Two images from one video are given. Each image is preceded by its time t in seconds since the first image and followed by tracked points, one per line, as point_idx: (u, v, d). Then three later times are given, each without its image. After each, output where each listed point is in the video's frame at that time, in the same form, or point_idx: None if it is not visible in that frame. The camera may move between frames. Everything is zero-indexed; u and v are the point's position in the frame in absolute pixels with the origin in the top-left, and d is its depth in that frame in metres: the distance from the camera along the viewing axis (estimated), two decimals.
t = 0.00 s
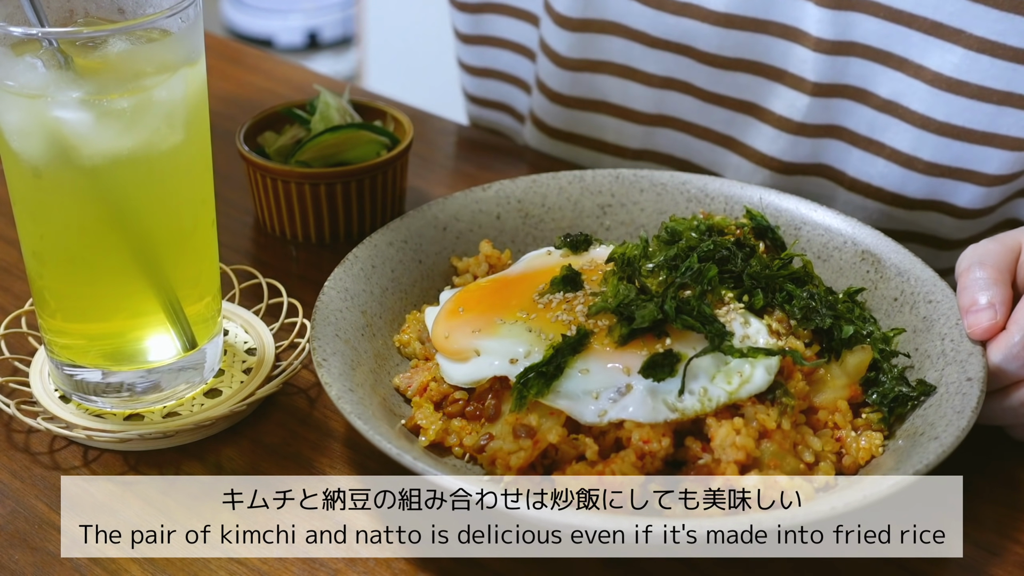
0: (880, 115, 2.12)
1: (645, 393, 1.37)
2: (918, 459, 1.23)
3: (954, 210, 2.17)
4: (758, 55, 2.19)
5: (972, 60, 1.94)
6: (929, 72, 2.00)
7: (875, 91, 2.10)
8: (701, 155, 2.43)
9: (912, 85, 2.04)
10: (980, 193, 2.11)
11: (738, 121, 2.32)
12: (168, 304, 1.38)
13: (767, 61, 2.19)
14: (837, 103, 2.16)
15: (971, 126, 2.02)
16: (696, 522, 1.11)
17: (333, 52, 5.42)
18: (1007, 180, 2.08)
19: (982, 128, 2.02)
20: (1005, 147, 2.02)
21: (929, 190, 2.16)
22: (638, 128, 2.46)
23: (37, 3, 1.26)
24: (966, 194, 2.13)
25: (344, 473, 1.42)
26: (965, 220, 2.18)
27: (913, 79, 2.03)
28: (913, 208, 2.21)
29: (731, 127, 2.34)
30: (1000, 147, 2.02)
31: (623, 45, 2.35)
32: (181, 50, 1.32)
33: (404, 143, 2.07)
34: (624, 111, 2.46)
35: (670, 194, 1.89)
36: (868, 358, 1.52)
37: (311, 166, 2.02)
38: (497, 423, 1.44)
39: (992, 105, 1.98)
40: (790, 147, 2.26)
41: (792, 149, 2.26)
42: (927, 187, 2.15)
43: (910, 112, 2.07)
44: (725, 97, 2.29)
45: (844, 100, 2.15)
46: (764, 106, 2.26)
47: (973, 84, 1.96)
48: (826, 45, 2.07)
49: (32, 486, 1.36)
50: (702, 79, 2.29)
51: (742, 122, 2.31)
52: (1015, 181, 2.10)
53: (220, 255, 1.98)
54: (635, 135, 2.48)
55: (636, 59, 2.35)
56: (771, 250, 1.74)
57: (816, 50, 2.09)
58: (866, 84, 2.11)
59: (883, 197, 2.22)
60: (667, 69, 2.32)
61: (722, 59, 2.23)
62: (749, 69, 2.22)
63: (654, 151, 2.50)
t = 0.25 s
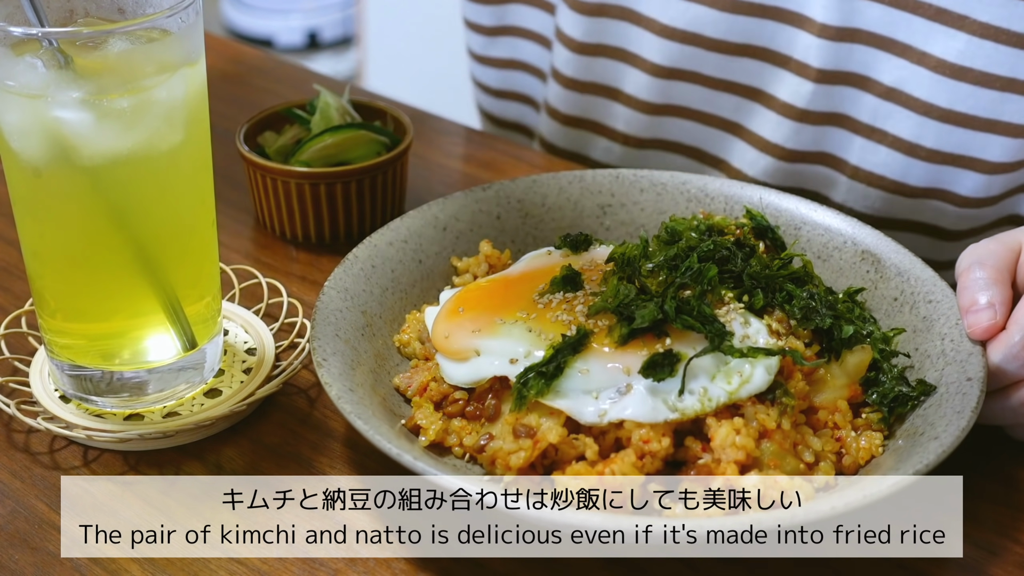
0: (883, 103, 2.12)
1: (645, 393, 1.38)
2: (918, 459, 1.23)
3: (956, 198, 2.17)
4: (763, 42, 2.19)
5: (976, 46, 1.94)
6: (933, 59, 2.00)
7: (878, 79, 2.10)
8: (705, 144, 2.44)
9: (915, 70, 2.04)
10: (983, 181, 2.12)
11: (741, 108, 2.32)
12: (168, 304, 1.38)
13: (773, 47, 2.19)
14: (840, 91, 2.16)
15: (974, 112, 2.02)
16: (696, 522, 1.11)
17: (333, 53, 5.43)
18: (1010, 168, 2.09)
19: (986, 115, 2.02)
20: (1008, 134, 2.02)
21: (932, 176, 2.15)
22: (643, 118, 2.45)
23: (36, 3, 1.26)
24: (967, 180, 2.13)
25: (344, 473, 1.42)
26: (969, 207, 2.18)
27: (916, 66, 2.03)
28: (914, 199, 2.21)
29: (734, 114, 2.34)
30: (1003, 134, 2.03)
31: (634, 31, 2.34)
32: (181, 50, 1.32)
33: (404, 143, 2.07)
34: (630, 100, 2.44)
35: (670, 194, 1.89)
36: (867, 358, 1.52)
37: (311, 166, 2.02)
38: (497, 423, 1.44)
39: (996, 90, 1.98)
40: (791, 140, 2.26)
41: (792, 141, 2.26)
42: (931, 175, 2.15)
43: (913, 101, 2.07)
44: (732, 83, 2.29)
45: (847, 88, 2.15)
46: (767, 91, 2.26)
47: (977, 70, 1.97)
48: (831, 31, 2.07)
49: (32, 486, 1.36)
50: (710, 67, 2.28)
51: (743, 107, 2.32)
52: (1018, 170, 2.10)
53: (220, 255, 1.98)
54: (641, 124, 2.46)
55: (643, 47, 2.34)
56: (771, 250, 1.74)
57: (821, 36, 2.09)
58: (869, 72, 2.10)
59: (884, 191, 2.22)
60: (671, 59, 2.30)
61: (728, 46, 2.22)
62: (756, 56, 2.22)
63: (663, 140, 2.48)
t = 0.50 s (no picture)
0: (887, 74, 2.07)
1: (646, 393, 1.38)
2: (918, 459, 1.22)
3: (958, 173, 2.11)
4: (773, 13, 2.16)
5: (980, 14, 1.91)
6: (937, 28, 1.97)
7: (883, 50, 2.06)
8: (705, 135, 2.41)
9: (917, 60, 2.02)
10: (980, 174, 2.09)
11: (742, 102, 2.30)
12: (168, 304, 1.38)
13: (783, 19, 2.16)
14: (846, 63, 2.11)
15: (977, 82, 1.98)
16: (696, 522, 1.10)
17: (333, 52, 5.43)
18: (1013, 142, 2.03)
19: (989, 84, 1.97)
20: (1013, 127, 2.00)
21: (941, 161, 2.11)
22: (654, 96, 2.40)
23: (36, 3, 1.26)
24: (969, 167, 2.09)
25: (344, 473, 1.43)
26: (970, 183, 2.11)
27: (921, 36, 1.99)
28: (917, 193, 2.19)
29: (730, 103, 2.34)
30: (1006, 105, 1.98)
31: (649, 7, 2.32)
32: (181, 50, 1.32)
33: (404, 143, 2.07)
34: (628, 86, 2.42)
35: (670, 194, 1.89)
36: (868, 358, 1.53)
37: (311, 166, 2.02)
38: (497, 423, 1.44)
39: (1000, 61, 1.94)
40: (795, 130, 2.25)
41: (792, 134, 2.24)
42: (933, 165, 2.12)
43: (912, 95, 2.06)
44: (742, 54, 2.25)
45: (851, 60, 2.10)
46: (769, 60, 2.22)
47: (980, 39, 1.93)
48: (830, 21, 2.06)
49: (32, 486, 1.36)
50: (722, 40, 2.24)
51: (742, 74, 2.28)
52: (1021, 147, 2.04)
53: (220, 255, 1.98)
54: (653, 100, 2.41)
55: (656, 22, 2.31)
56: (772, 250, 1.74)
57: (828, 6, 2.06)
58: (874, 43, 2.07)
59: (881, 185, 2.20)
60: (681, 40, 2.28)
61: (740, 17, 2.19)
62: (768, 28, 2.18)
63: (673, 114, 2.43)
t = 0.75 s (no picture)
0: (885, 45, 2.08)
1: (646, 393, 1.38)
2: (918, 459, 1.23)
3: (952, 145, 2.12)
4: None
5: None
6: None
7: (880, 22, 2.07)
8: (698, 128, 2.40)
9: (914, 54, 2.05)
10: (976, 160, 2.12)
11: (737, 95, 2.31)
12: (168, 304, 1.38)
13: None
14: (845, 36, 2.11)
15: (972, 49, 2.01)
16: (696, 521, 1.11)
17: (333, 53, 5.43)
18: (1007, 112, 2.05)
19: (983, 52, 2.01)
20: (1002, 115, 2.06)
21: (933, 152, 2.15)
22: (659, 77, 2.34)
23: (37, 3, 1.26)
24: (960, 154, 2.13)
25: (344, 473, 1.43)
26: (965, 155, 2.12)
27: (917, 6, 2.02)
28: (917, 183, 2.20)
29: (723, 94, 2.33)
30: (1000, 73, 2.01)
31: None
32: (181, 50, 1.32)
33: (404, 143, 2.07)
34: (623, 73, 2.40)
35: (670, 194, 1.90)
36: (867, 357, 1.53)
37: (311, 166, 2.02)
38: (497, 423, 1.44)
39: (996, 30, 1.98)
40: (795, 125, 2.25)
41: (788, 128, 2.26)
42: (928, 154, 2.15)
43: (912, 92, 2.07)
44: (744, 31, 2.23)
45: (851, 33, 2.11)
46: (770, 34, 2.21)
47: (975, 6, 1.98)
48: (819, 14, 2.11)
49: (32, 486, 1.36)
50: (727, 16, 2.22)
51: (743, 50, 2.25)
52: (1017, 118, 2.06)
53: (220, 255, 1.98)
54: (659, 81, 2.35)
55: None
56: (771, 250, 1.75)
57: None
58: (872, 15, 2.08)
59: (880, 173, 2.21)
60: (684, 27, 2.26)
61: None
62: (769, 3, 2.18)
63: (680, 94, 2.37)
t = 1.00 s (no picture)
0: (880, 19, 2.08)
1: (646, 393, 1.38)
2: (918, 459, 1.22)
3: (947, 116, 2.11)
4: None
5: None
6: None
7: None
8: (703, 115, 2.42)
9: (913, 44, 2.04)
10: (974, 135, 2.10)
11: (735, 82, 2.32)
12: (168, 304, 1.38)
13: None
14: (842, 11, 2.12)
15: (965, 19, 2.00)
16: (695, 521, 1.11)
17: (333, 52, 5.43)
18: (1001, 83, 2.03)
19: (976, 22, 2.00)
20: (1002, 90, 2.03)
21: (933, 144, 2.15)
22: (669, 59, 2.35)
23: (36, 4, 1.26)
24: (959, 138, 2.12)
25: (344, 473, 1.43)
26: (960, 125, 2.10)
27: None
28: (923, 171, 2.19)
29: (727, 74, 2.35)
30: (994, 43, 1.99)
31: None
32: (181, 49, 1.32)
33: (404, 143, 2.07)
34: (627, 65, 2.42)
35: (670, 194, 1.90)
36: (868, 357, 1.52)
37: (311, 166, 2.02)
38: (497, 423, 1.44)
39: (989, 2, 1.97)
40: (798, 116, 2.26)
41: (789, 119, 2.27)
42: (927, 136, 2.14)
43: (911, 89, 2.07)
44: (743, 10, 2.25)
45: (847, 7, 2.11)
46: (773, 14, 2.22)
47: None
48: None
49: (32, 486, 1.36)
50: None
51: (746, 31, 2.27)
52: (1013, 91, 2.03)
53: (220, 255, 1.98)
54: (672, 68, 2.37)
55: None
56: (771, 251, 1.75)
57: None
58: None
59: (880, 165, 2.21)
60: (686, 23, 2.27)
61: None
62: None
63: (691, 79, 2.38)
